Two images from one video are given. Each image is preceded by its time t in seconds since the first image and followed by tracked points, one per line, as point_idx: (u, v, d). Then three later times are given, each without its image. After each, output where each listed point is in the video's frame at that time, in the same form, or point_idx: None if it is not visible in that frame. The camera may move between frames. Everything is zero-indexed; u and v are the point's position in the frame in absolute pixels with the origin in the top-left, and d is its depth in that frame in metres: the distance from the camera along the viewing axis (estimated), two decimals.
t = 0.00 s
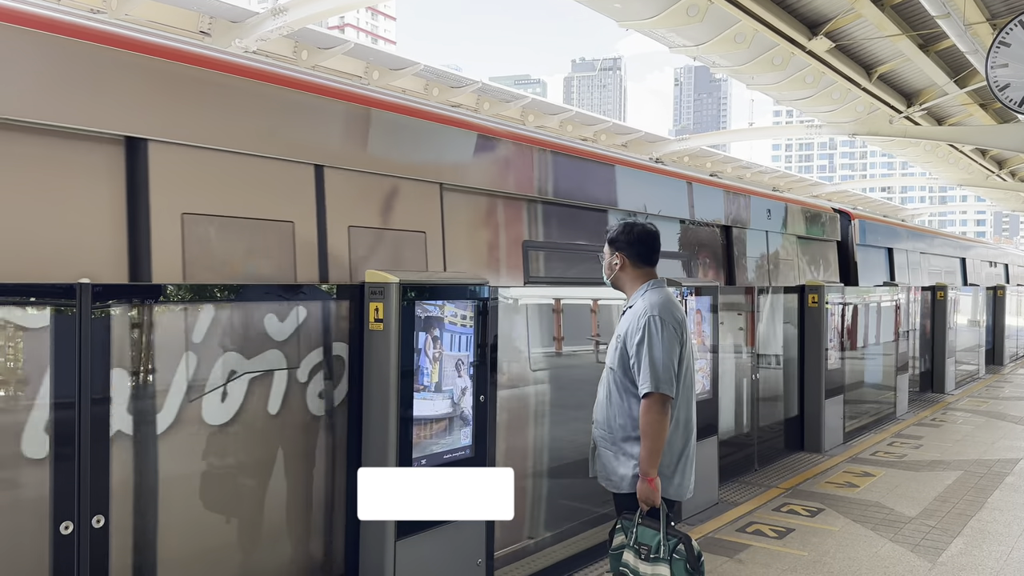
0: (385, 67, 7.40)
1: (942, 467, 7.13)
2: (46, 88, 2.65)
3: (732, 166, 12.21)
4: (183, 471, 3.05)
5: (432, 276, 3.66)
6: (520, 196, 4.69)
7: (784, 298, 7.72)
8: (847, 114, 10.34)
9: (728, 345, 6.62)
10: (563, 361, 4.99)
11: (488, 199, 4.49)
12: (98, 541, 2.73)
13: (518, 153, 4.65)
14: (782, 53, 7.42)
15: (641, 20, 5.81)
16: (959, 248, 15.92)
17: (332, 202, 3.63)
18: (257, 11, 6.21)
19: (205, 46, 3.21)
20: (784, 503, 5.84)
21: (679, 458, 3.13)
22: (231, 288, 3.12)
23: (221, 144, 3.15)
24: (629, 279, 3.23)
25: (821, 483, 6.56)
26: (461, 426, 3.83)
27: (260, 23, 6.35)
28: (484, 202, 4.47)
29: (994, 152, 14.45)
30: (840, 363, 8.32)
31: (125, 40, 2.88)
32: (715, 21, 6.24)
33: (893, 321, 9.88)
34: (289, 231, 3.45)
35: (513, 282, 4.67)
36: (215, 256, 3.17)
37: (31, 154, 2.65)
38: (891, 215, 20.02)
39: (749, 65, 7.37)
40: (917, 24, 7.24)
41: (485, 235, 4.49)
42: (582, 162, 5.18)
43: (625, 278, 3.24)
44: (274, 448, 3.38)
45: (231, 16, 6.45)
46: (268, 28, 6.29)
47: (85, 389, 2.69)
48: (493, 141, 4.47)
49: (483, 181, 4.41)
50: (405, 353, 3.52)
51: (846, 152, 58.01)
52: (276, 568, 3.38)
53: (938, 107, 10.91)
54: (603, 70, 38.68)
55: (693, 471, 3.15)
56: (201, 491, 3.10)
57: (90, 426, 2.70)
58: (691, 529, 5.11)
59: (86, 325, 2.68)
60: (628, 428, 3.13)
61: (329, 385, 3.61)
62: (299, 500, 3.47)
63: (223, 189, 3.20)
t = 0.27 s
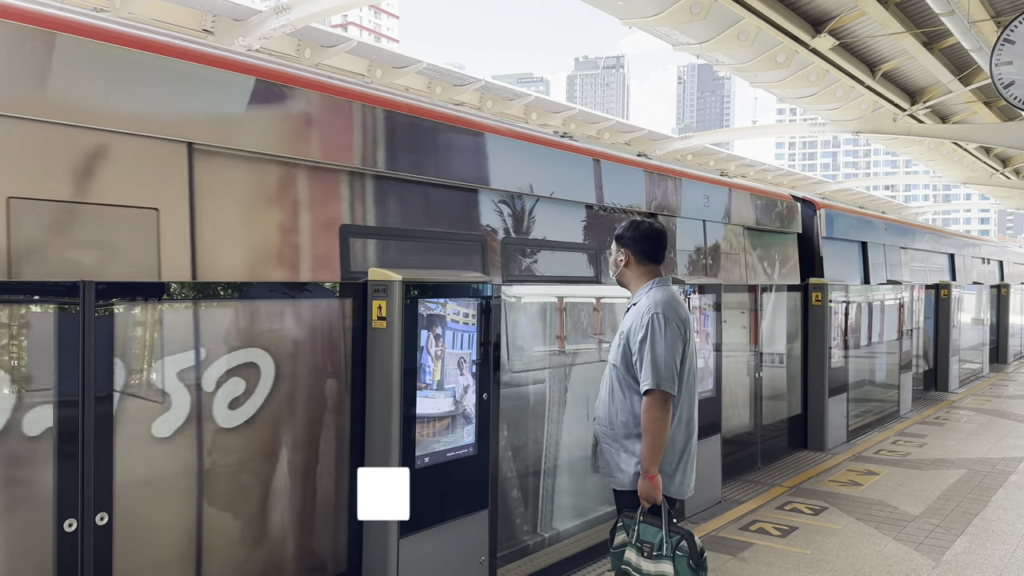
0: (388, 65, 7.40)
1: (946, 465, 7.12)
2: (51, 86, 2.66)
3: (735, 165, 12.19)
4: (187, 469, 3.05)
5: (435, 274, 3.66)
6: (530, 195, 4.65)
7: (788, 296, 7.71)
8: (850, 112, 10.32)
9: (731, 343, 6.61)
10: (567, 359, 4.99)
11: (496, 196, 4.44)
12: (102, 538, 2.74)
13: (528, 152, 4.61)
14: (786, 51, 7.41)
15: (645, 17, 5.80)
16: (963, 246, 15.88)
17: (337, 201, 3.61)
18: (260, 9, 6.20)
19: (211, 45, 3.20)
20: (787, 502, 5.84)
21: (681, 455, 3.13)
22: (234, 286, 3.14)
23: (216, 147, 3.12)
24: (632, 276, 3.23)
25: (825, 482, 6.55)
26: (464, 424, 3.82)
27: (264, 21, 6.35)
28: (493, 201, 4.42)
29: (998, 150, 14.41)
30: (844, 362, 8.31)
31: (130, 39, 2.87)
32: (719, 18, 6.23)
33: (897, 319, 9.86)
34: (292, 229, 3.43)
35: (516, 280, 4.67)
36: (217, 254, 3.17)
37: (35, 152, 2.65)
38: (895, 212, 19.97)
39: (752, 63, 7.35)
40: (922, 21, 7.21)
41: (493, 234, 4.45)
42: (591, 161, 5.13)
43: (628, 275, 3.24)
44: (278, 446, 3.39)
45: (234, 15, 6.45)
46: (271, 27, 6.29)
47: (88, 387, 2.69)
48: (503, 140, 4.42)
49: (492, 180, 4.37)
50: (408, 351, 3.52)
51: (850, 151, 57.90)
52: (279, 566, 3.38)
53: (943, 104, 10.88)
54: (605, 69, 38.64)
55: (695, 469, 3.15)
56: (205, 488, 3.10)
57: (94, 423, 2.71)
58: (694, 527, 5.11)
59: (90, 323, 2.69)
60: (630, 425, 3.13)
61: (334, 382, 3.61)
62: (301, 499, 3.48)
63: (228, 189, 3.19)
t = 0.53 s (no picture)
0: (390, 64, 7.40)
1: (949, 464, 7.11)
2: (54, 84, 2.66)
3: (738, 163, 12.18)
4: (189, 467, 3.05)
5: (436, 272, 3.65)
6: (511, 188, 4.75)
7: (790, 294, 7.71)
8: (853, 110, 10.30)
9: (733, 341, 6.60)
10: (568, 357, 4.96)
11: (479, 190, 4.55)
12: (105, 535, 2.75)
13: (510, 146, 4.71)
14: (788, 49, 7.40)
15: (647, 16, 5.79)
16: (966, 245, 15.87)
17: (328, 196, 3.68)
18: (262, 7, 6.20)
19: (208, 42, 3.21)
20: (789, 500, 5.84)
21: (685, 454, 3.12)
22: (237, 285, 3.14)
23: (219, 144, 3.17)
24: (636, 274, 3.23)
25: (827, 480, 6.54)
26: (467, 422, 3.83)
27: (266, 19, 6.34)
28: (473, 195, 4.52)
29: (1002, 148, 14.38)
30: (846, 360, 8.30)
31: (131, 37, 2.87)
32: (721, 16, 6.22)
33: (899, 317, 9.85)
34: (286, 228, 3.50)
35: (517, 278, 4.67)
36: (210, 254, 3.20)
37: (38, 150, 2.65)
38: (898, 211, 19.95)
39: (754, 61, 7.35)
40: (924, 19, 7.21)
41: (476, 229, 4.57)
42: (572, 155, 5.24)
43: (632, 273, 3.25)
44: (280, 444, 3.39)
45: (237, 13, 6.46)
46: (273, 25, 6.28)
47: (91, 385, 2.70)
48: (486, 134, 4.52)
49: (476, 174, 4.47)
50: (411, 350, 3.52)
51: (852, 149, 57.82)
52: (280, 563, 3.39)
53: (946, 102, 10.86)
54: (608, 67, 38.61)
55: (697, 468, 3.15)
56: (207, 487, 3.11)
57: (96, 421, 2.71)
58: (696, 526, 5.11)
59: (92, 321, 2.69)
60: (633, 424, 3.12)
61: (334, 380, 3.61)
62: (304, 496, 3.49)
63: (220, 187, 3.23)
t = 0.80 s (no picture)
0: (391, 61, 7.39)
1: (951, 462, 7.10)
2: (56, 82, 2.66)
3: (739, 161, 12.18)
4: (191, 466, 3.05)
5: (438, 271, 3.65)
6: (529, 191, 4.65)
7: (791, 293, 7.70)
8: (854, 108, 10.29)
9: (734, 340, 6.60)
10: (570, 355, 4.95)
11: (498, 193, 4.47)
12: (107, 533, 2.75)
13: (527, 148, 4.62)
14: (790, 46, 7.39)
15: (648, 14, 5.78)
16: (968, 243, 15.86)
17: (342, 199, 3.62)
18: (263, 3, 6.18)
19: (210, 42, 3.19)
20: (791, 498, 5.83)
21: (687, 453, 3.12)
22: (238, 283, 3.15)
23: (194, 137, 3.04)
24: (636, 272, 3.23)
25: (828, 478, 6.54)
26: (469, 420, 3.82)
27: (267, 16, 6.34)
28: (491, 197, 4.43)
29: (1004, 146, 14.36)
30: (848, 359, 8.30)
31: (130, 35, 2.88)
32: (723, 14, 6.21)
33: (901, 316, 9.85)
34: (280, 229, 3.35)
35: (518, 276, 4.66)
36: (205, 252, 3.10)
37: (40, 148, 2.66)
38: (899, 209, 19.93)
39: (755, 60, 7.34)
40: (926, 17, 7.19)
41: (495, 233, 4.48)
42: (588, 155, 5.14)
43: (633, 272, 3.24)
44: (282, 442, 3.39)
45: (238, 11, 6.45)
46: (274, 22, 6.27)
47: (93, 382, 2.71)
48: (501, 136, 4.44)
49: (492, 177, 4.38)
50: (412, 348, 3.52)
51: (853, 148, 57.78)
52: (282, 561, 3.39)
53: (948, 100, 10.84)
54: (608, 65, 38.57)
55: (700, 466, 3.15)
56: (208, 485, 3.11)
57: (98, 419, 2.72)
58: (698, 524, 5.11)
59: (94, 319, 2.70)
60: (635, 423, 3.12)
61: (336, 379, 3.60)
62: (306, 494, 3.49)
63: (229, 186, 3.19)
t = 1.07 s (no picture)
0: (392, 60, 7.37)
1: (952, 461, 7.10)
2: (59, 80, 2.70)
3: (740, 159, 12.17)
4: (192, 465, 3.05)
5: (439, 269, 3.65)
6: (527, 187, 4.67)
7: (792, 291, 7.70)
8: (856, 107, 10.29)
9: (736, 338, 6.59)
10: (570, 354, 4.95)
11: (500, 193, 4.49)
12: (108, 531, 2.76)
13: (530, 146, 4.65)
14: (791, 45, 7.38)
15: (649, 12, 5.77)
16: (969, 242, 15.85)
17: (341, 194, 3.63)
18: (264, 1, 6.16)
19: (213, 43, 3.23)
20: (792, 497, 5.84)
21: (687, 452, 3.11)
22: (238, 281, 3.16)
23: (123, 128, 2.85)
24: (636, 275, 3.23)
25: (829, 477, 6.54)
26: (470, 418, 3.82)
27: (268, 15, 6.31)
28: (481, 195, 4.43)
29: (1005, 145, 14.35)
30: (849, 357, 8.29)
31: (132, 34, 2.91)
32: (724, 13, 6.21)
33: (901, 314, 9.85)
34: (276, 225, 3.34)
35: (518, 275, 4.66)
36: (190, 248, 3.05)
37: (46, 147, 2.68)
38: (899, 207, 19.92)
39: (756, 58, 7.32)
40: (927, 15, 7.18)
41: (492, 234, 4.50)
42: (586, 154, 5.18)
43: (633, 275, 3.24)
44: (282, 440, 3.38)
45: (238, 10, 6.43)
46: (275, 20, 6.25)
47: (94, 381, 2.71)
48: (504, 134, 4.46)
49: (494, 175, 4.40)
50: (413, 346, 3.52)
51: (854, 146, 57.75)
52: (283, 559, 3.39)
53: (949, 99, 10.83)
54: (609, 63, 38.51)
55: (701, 465, 3.15)
56: (209, 484, 3.11)
57: (99, 417, 2.73)
58: (699, 522, 5.11)
59: (95, 317, 2.71)
60: (634, 422, 3.12)
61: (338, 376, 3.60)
62: (307, 493, 3.49)
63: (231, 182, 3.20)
